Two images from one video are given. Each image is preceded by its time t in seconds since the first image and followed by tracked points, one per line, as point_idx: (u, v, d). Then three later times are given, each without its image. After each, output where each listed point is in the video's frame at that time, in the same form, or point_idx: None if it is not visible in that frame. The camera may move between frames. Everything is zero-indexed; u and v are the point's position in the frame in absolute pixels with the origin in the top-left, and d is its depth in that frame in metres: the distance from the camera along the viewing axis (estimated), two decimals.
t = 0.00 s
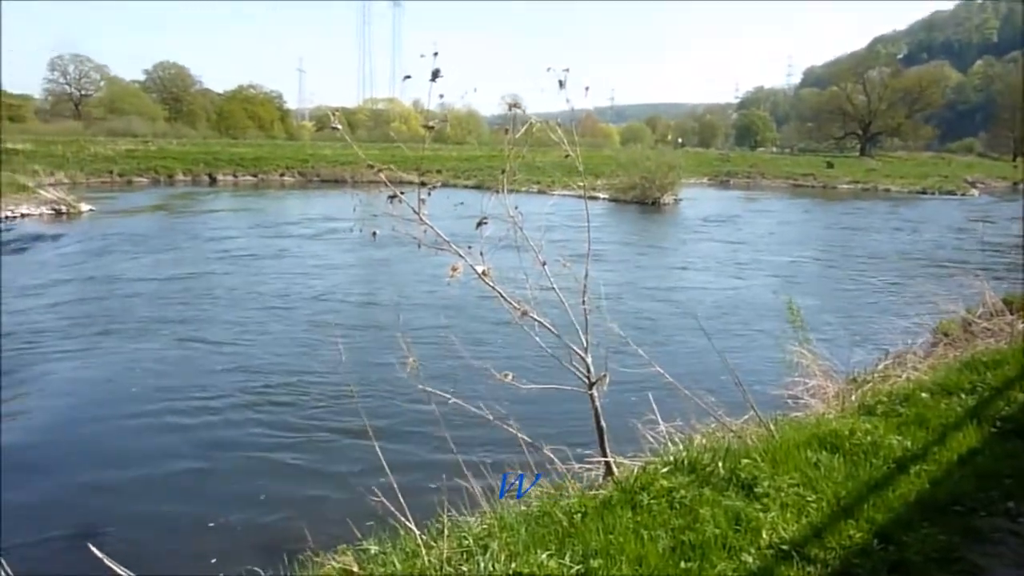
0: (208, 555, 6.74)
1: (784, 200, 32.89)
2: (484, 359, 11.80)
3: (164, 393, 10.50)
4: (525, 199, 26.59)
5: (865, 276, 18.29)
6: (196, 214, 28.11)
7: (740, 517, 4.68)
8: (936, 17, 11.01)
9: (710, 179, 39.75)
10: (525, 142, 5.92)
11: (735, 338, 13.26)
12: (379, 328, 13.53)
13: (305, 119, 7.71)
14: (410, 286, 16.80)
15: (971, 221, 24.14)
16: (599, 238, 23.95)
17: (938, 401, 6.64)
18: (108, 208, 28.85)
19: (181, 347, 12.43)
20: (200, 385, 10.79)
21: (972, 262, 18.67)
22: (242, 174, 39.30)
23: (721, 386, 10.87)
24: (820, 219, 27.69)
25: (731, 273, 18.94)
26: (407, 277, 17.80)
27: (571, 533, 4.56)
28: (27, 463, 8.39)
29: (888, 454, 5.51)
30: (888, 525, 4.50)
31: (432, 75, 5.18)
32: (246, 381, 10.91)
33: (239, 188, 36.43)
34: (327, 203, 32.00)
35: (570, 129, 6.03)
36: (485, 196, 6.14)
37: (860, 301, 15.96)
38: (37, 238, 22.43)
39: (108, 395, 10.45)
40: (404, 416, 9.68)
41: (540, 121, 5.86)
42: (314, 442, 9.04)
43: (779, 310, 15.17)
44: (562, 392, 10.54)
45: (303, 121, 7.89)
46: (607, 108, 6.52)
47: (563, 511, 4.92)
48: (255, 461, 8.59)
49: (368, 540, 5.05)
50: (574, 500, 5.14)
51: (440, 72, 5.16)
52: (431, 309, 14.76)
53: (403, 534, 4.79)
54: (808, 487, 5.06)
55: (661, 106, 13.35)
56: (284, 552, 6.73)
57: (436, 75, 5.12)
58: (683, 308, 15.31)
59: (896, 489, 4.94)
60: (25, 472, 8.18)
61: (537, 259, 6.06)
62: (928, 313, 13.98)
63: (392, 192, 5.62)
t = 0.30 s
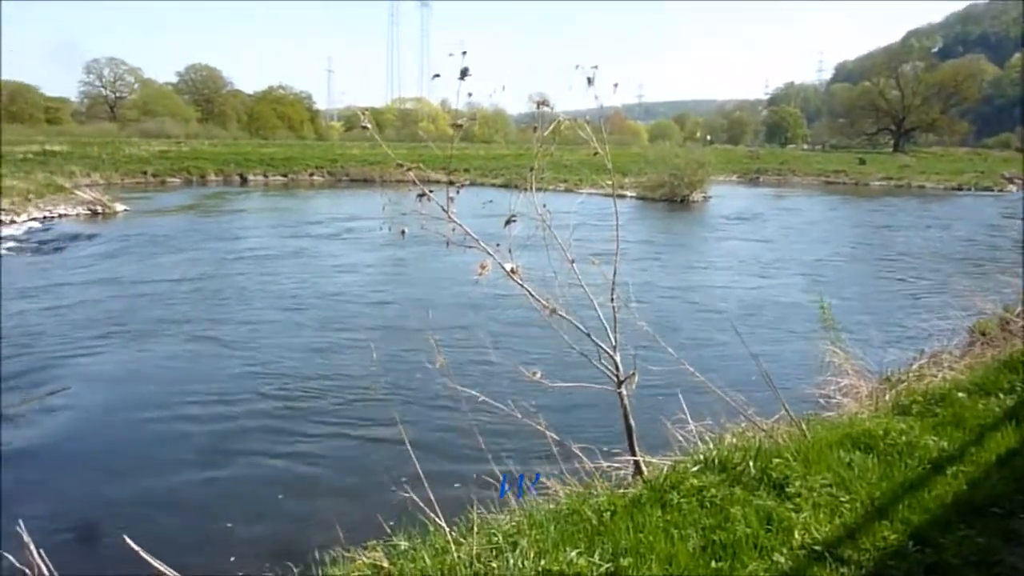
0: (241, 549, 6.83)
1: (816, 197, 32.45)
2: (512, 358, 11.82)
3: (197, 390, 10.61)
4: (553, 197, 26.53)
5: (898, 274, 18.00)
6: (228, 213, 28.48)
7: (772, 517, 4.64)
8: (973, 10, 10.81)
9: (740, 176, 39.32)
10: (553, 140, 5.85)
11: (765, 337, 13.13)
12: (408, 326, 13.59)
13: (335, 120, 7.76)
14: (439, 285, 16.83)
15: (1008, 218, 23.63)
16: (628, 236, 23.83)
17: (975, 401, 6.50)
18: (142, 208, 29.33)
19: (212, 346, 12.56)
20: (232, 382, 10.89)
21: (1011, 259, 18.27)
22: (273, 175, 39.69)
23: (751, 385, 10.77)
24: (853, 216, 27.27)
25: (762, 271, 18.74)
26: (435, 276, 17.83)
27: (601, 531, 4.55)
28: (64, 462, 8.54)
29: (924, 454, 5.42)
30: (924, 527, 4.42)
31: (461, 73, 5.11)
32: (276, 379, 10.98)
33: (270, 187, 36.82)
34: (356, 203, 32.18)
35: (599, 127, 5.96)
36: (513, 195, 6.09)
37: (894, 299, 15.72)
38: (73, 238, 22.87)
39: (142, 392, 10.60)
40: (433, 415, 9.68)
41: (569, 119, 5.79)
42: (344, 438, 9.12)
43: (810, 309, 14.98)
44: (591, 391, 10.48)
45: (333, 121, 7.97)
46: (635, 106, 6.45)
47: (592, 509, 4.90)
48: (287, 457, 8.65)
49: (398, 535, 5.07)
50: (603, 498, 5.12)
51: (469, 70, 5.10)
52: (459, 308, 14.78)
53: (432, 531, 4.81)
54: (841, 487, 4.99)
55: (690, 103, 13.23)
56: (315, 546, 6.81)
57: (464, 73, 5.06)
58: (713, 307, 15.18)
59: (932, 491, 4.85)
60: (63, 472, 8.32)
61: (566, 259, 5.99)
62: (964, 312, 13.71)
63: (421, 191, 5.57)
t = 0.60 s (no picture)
0: (272, 543, 6.93)
1: (848, 197, 31.98)
2: (541, 356, 11.82)
3: (229, 386, 10.72)
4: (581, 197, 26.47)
5: (932, 275, 17.71)
6: (258, 212, 28.79)
7: (802, 518, 4.60)
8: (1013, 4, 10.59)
9: (771, 176, 38.94)
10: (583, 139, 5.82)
11: (796, 337, 12.98)
12: (437, 324, 13.65)
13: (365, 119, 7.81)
14: (467, 284, 16.88)
15: None
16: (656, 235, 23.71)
17: (1012, 404, 6.38)
18: (175, 207, 29.77)
19: (243, 343, 12.69)
20: (263, 379, 11.00)
21: None
22: (302, 174, 40.07)
23: (781, 386, 10.67)
24: (886, 216, 26.87)
25: (793, 271, 18.54)
26: (463, 275, 17.88)
27: (629, 530, 4.54)
28: (101, 455, 8.70)
29: (958, 458, 5.33)
30: (958, 531, 4.36)
31: (492, 73, 5.08)
32: (306, 376, 11.07)
33: (300, 187, 37.18)
34: (385, 202, 32.34)
35: (628, 126, 5.92)
36: (541, 194, 6.06)
37: (928, 300, 15.46)
38: (107, 237, 23.25)
39: (174, 388, 10.72)
40: (462, 414, 9.71)
41: (598, 118, 5.75)
42: (374, 434, 9.20)
43: (842, 310, 14.80)
44: (620, 391, 10.45)
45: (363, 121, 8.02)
46: (663, 104, 6.39)
47: (620, 509, 4.90)
48: (317, 453, 8.72)
49: (427, 531, 5.11)
50: (631, 498, 5.11)
51: (499, 69, 5.04)
52: (487, 308, 14.81)
53: (461, 527, 4.83)
54: (873, 490, 4.92)
55: (720, 102, 13.12)
56: (345, 542, 6.88)
57: (495, 72, 5.03)
58: (743, 307, 15.05)
59: (967, 495, 4.78)
60: (99, 466, 8.45)
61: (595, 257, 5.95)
62: (1001, 314, 13.44)
63: (450, 189, 5.56)
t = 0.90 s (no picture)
0: (309, 532, 7.06)
1: (889, 198, 31.36)
2: (575, 354, 11.83)
3: (265, 379, 10.88)
4: (616, 195, 26.35)
5: (976, 276, 17.32)
6: (295, 208, 29.15)
7: (839, 521, 4.55)
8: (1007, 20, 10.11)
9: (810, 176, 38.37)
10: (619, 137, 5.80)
11: (833, 339, 12.80)
12: (471, 321, 13.73)
13: (401, 115, 7.85)
14: (501, 281, 16.90)
15: None
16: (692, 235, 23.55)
17: None
18: (214, 202, 30.25)
19: (279, 337, 12.87)
20: (298, 373, 11.14)
21: None
22: (338, 171, 40.45)
23: (818, 388, 10.54)
24: (928, 217, 26.32)
25: (832, 273, 18.28)
26: (497, 272, 17.90)
27: (662, 529, 4.53)
28: (143, 444, 8.92)
29: (1001, 463, 5.22)
30: (999, 537, 4.27)
31: (528, 71, 5.08)
32: (341, 371, 11.19)
33: (336, 183, 37.55)
34: (420, 199, 32.51)
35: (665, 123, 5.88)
36: (577, 192, 6.05)
37: (971, 302, 15.13)
38: (148, 231, 23.71)
39: (212, 380, 10.90)
40: (496, 410, 9.73)
41: (635, 116, 5.72)
42: (409, 429, 9.30)
43: (881, 312, 14.56)
44: (654, 390, 10.39)
45: (399, 118, 8.07)
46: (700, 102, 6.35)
47: (653, 508, 4.89)
48: (351, 447, 8.81)
49: (460, 526, 5.16)
50: (665, 497, 5.10)
51: (536, 67, 5.03)
52: (521, 305, 14.80)
53: (494, 523, 4.87)
54: (912, 495, 4.85)
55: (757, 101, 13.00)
56: (379, 533, 6.97)
57: (532, 70, 5.02)
58: (780, 308, 14.89)
59: (1009, 501, 4.68)
60: (139, 456, 8.63)
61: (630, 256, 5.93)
62: None
63: (486, 186, 5.55)
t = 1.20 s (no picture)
0: (332, 529, 7.12)
1: (916, 199, 30.96)
2: (597, 355, 11.81)
3: (287, 377, 10.96)
4: (638, 196, 26.27)
5: (1004, 279, 17.07)
6: (318, 208, 29.37)
7: (863, 525, 4.51)
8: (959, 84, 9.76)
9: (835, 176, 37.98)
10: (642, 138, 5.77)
11: (858, 342, 12.68)
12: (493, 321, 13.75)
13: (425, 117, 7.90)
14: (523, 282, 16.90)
15: None
16: (715, 236, 23.43)
17: None
18: (238, 202, 30.56)
19: (303, 335, 12.98)
20: (321, 371, 11.21)
21: None
22: (361, 171, 40.68)
23: (842, 391, 10.45)
24: (957, 218, 25.97)
25: (857, 275, 18.10)
26: (518, 272, 17.90)
27: (684, 531, 4.52)
28: (168, 441, 9.03)
29: None
30: None
31: (552, 71, 5.05)
32: (363, 370, 11.24)
33: (359, 183, 37.78)
34: (442, 199, 32.63)
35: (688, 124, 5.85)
36: (600, 192, 6.01)
37: (999, 306, 14.90)
38: (173, 230, 24.01)
39: (236, 378, 11.00)
40: (517, 411, 9.73)
41: (659, 116, 5.69)
42: (431, 427, 9.34)
43: (907, 315, 14.40)
44: (676, 392, 10.36)
45: (422, 119, 8.09)
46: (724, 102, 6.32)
47: (675, 509, 4.88)
48: (373, 446, 8.87)
49: (482, 524, 5.18)
50: (687, 498, 5.09)
51: (559, 67, 5.01)
52: (542, 306, 14.79)
53: (515, 522, 4.88)
54: (938, 499, 4.80)
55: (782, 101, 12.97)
56: (401, 532, 7.01)
57: (556, 70, 5.00)
58: (804, 310, 14.78)
59: None
60: (164, 452, 8.73)
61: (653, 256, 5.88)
62: None
63: (509, 186, 5.50)
